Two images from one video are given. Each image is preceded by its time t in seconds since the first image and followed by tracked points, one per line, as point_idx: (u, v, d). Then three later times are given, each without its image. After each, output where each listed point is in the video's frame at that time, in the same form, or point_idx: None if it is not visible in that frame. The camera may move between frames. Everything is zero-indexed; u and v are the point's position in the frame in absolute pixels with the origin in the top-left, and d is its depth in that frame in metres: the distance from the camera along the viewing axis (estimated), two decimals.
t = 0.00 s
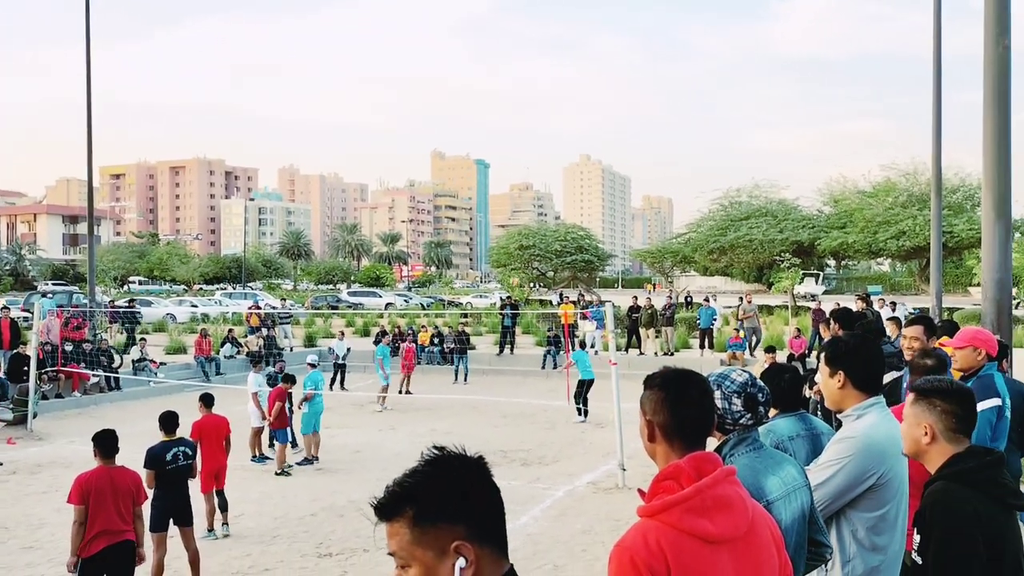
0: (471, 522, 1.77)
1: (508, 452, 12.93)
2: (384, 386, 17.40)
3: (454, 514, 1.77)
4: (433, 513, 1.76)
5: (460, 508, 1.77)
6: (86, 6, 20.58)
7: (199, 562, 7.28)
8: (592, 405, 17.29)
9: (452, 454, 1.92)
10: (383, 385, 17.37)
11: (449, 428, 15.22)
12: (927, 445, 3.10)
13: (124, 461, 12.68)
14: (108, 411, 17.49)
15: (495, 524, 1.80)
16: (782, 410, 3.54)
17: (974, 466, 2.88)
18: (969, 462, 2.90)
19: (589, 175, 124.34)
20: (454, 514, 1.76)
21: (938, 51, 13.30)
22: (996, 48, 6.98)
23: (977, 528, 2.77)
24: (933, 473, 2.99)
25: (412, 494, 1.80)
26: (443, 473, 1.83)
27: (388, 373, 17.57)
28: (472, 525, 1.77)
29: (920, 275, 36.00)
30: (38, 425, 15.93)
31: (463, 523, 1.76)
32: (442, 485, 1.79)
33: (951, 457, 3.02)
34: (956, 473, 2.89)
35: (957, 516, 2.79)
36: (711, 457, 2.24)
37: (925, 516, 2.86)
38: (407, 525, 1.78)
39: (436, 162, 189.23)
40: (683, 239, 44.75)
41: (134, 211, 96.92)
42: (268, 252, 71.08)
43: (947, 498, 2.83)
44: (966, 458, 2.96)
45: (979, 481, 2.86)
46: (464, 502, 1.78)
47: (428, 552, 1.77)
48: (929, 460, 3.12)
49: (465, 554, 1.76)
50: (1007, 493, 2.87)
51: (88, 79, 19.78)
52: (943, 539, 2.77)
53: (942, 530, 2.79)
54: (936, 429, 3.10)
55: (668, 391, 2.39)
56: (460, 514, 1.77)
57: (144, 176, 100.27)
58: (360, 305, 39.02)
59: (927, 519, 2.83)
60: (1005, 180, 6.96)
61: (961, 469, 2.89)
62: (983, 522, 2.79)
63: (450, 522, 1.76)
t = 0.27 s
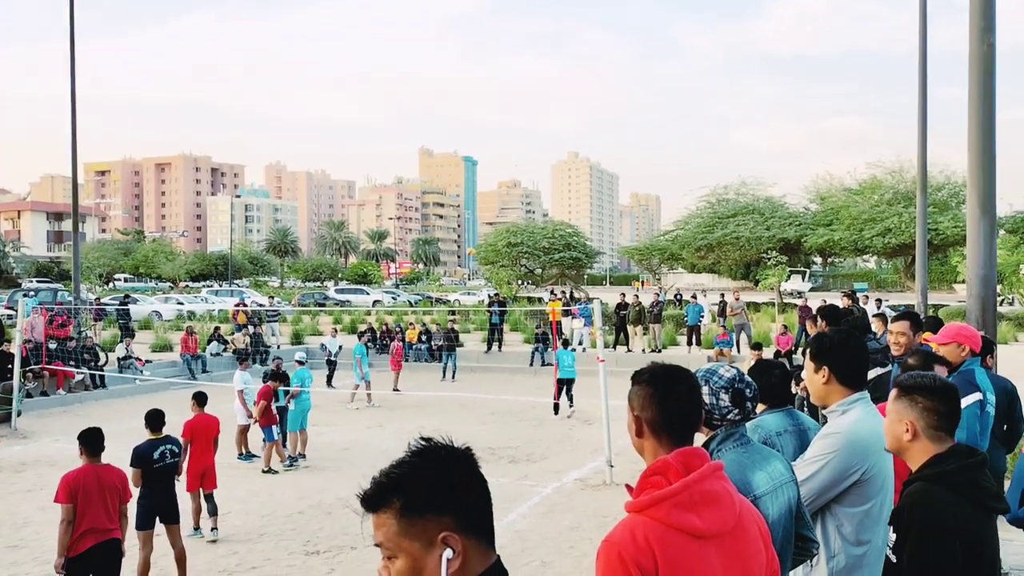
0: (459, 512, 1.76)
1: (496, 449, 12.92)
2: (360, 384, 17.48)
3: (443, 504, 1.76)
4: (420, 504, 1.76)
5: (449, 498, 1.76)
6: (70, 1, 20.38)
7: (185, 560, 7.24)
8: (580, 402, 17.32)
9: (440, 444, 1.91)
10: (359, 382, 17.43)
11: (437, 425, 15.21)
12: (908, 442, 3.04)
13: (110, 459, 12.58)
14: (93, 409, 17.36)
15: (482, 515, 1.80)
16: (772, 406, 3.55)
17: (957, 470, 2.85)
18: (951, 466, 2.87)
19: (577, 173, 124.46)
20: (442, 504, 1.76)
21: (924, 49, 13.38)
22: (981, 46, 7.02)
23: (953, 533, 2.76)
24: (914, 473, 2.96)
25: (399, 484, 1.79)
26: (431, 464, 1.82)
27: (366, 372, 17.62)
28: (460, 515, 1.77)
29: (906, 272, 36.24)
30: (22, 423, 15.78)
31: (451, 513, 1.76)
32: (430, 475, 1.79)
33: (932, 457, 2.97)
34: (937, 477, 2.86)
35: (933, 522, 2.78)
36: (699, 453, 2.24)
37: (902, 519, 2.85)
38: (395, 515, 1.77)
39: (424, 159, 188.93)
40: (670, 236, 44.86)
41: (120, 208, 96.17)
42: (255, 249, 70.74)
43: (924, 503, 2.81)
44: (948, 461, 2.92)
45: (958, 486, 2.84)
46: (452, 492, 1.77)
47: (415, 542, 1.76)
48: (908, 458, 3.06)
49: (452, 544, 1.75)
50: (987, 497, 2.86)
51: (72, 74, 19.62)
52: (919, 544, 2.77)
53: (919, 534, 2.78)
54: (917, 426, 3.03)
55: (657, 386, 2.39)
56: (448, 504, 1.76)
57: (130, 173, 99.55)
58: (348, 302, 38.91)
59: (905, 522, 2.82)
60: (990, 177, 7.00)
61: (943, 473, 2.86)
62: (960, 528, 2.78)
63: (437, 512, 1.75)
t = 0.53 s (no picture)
0: (461, 514, 1.76)
1: (491, 448, 12.92)
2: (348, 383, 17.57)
3: (444, 506, 1.75)
4: (422, 505, 1.75)
5: (450, 500, 1.76)
6: None
7: (179, 559, 7.21)
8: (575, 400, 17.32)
9: (439, 445, 1.91)
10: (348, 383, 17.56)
11: (432, 424, 15.20)
12: (892, 441, 3.03)
13: (104, 458, 12.52)
14: (87, 409, 17.30)
15: (483, 516, 1.79)
16: (767, 402, 3.55)
17: (940, 473, 2.84)
18: (935, 467, 2.87)
19: (571, 171, 124.46)
20: (443, 506, 1.75)
21: (918, 48, 13.41)
22: (974, 44, 7.03)
23: (931, 536, 2.77)
24: (896, 474, 2.96)
25: (399, 487, 1.78)
26: (431, 466, 1.81)
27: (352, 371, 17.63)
28: (461, 516, 1.76)
29: (899, 270, 36.36)
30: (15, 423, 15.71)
31: (453, 516, 1.75)
32: (430, 476, 1.78)
33: (916, 458, 2.96)
34: (920, 479, 2.85)
35: (912, 525, 2.77)
36: (694, 449, 2.24)
37: (880, 520, 2.85)
38: (396, 518, 1.76)
39: (418, 157, 188.69)
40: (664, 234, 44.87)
41: (113, 207, 95.77)
42: (249, 248, 70.56)
43: (903, 505, 2.81)
44: (930, 465, 2.91)
45: (940, 488, 2.83)
46: (454, 494, 1.77)
47: (416, 546, 1.76)
48: (894, 458, 3.05)
49: (453, 548, 1.74)
50: (969, 502, 2.86)
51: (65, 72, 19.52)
52: (897, 544, 2.76)
53: (896, 534, 2.77)
54: (902, 425, 3.02)
55: (652, 382, 2.39)
56: (449, 506, 1.76)
57: (123, 171, 99.23)
58: (342, 300, 38.88)
59: (883, 522, 2.81)
60: (982, 176, 7.02)
61: (927, 475, 2.85)
62: (938, 531, 2.78)
63: (439, 514, 1.75)
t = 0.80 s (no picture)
0: (464, 512, 1.76)
1: (493, 448, 12.92)
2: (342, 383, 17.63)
3: (448, 503, 1.76)
4: (424, 503, 1.75)
5: (454, 497, 1.76)
6: (66, 0, 20.31)
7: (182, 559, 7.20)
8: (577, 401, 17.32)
9: (442, 444, 1.92)
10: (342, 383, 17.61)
11: (434, 424, 15.21)
12: (885, 443, 3.02)
13: (107, 458, 12.54)
14: (89, 409, 17.33)
15: (488, 514, 1.80)
16: (771, 402, 3.55)
17: (933, 477, 2.83)
18: (930, 472, 2.86)
19: (573, 172, 124.41)
20: (447, 503, 1.75)
21: (921, 48, 13.39)
22: (977, 43, 7.02)
23: (923, 540, 2.77)
24: (891, 476, 2.95)
25: (403, 486, 1.79)
26: (434, 465, 1.82)
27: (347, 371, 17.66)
28: (465, 515, 1.76)
29: (902, 270, 36.31)
30: (18, 423, 15.74)
31: (456, 512, 1.76)
32: (434, 475, 1.79)
33: (910, 460, 2.95)
34: (913, 482, 2.85)
35: (903, 530, 2.79)
36: (697, 449, 2.24)
37: (872, 523, 2.86)
38: (401, 516, 1.76)
39: (420, 158, 188.71)
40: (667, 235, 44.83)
41: (116, 208, 95.89)
42: (251, 249, 70.62)
43: (895, 510, 2.82)
44: (923, 467, 2.91)
45: (933, 492, 2.83)
46: (457, 491, 1.77)
47: (420, 544, 1.76)
48: (888, 459, 3.03)
49: (457, 546, 1.75)
50: (962, 507, 2.85)
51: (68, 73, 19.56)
52: (887, 548, 2.79)
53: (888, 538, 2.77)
54: (896, 427, 3.00)
55: (654, 382, 2.39)
56: (453, 503, 1.76)
57: (126, 172, 99.48)
58: (344, 301, 38.91)
59: (876, 526, 2.82)
60: (985, 176, 7.00)
61: (919, 479, 2.84)
62: (931, 535, 2.78)
63: (443, 511, 1.75)
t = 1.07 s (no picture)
0: (477, 514, 1.76)
1: (500, 448, 12.93)
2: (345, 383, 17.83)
3: (463, 503, 1.75)
4: (437, 503, 1.76)
5: (466, 496, 1.76)
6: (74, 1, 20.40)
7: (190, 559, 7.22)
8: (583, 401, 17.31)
9: (452, 445, 1.91)
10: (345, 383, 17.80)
11: (441, 425, 15.23)
12: (889, 442, 3.02)
13: (115, 459, 12.58)
14: (98, 410, 17.40)
15: (502, 511, 1.79)
16: (778, 402, 3.54)
17: (938, 477, 2.82)
18: (935, 472, 2.85)
19: (579, 172, 124.40)
20: (461, 503, 1.75)
21: (928, 46, 13.35)
22: (984, 41, 6.99)
23: (929, 540, 2.75)
24: (895, 476, 2.94)
25: (417, 485, 1.79)
26: (450, 467, 1.81)
27: (348, 372, 17.87)
28: (480, 513, 1.76)
29: (910, 269, 36.17)
30: (26, 424, 15.82)
31: (471, 515, 1.75)
32: (448, 474, 1.79)
33: (914, 460, 2.94)
34: (918, 484, 2.83)
35: (911, 532, 2.75)
36: (705, 448, 2.23)
37: (877, 524, 2.83)
38: (420, 519, 1.76)
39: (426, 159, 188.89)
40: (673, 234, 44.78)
41: (123, 209, 96.21)
42: (258, 250, 70.79)
43: (902, 510, 2.79)
44: (929, 467, 2.90)
45: (939, 492, 2.82)
46: (474, 491, 1.77)
47: (441, 546, 1.75)
48: (892, 459, 3.03)
49: (471, 547, 1.75)
50: (967, 508, 2.85)
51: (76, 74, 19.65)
52: (893, 551, 2.74)
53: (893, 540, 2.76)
54: (900, 426, 3.00)
55: (661, 381, 2.38)
56: (468, 503, 1.76)
57: (133, 174, 99.76)
58: (351, 302, 38.99)
59: (881, 527, 2.82)
60: (993, 175, 6.97)
61: (925, 480, 2.83)
62: (937, 537, 2.76)
63: (460, 513, 1.75)
